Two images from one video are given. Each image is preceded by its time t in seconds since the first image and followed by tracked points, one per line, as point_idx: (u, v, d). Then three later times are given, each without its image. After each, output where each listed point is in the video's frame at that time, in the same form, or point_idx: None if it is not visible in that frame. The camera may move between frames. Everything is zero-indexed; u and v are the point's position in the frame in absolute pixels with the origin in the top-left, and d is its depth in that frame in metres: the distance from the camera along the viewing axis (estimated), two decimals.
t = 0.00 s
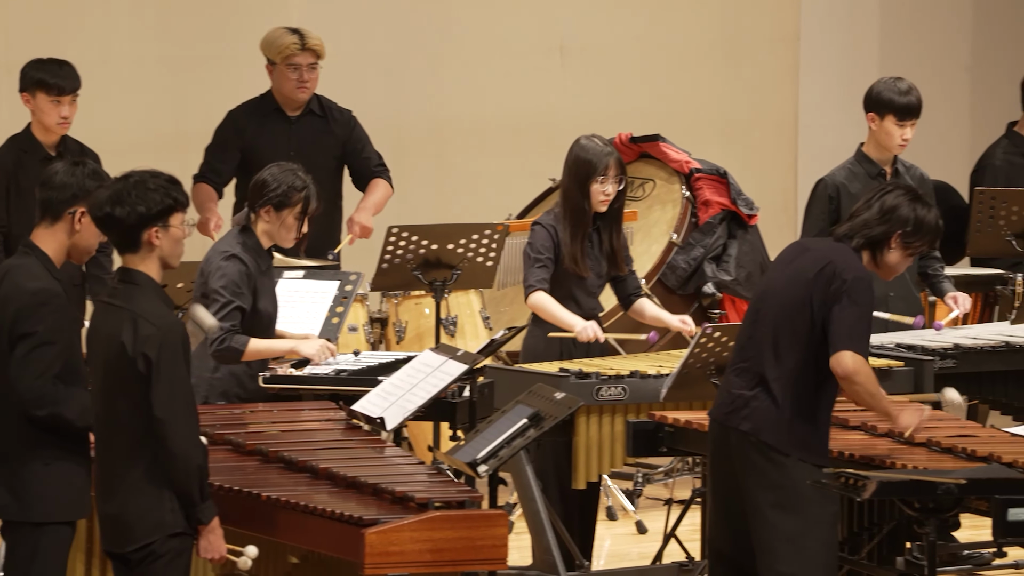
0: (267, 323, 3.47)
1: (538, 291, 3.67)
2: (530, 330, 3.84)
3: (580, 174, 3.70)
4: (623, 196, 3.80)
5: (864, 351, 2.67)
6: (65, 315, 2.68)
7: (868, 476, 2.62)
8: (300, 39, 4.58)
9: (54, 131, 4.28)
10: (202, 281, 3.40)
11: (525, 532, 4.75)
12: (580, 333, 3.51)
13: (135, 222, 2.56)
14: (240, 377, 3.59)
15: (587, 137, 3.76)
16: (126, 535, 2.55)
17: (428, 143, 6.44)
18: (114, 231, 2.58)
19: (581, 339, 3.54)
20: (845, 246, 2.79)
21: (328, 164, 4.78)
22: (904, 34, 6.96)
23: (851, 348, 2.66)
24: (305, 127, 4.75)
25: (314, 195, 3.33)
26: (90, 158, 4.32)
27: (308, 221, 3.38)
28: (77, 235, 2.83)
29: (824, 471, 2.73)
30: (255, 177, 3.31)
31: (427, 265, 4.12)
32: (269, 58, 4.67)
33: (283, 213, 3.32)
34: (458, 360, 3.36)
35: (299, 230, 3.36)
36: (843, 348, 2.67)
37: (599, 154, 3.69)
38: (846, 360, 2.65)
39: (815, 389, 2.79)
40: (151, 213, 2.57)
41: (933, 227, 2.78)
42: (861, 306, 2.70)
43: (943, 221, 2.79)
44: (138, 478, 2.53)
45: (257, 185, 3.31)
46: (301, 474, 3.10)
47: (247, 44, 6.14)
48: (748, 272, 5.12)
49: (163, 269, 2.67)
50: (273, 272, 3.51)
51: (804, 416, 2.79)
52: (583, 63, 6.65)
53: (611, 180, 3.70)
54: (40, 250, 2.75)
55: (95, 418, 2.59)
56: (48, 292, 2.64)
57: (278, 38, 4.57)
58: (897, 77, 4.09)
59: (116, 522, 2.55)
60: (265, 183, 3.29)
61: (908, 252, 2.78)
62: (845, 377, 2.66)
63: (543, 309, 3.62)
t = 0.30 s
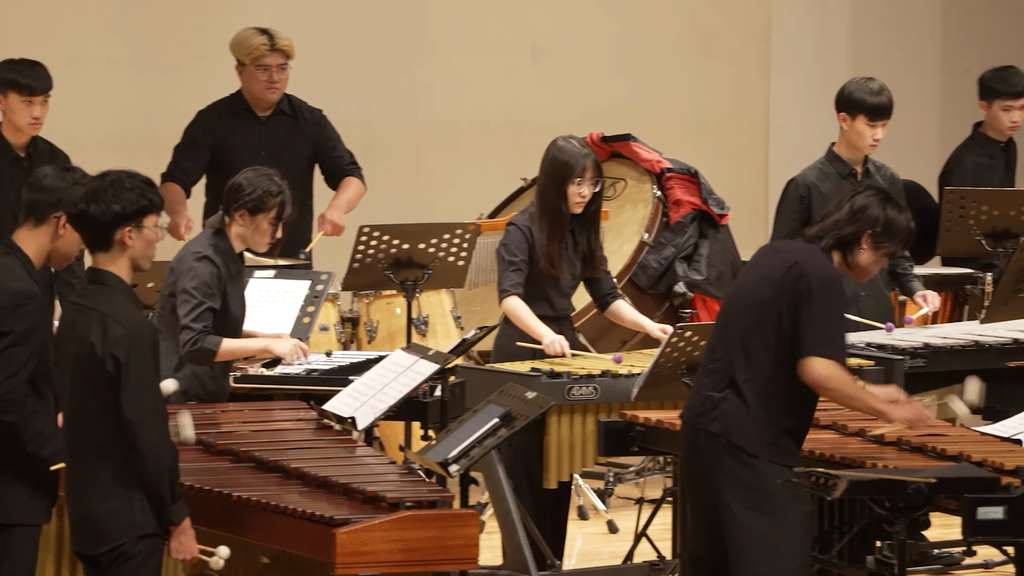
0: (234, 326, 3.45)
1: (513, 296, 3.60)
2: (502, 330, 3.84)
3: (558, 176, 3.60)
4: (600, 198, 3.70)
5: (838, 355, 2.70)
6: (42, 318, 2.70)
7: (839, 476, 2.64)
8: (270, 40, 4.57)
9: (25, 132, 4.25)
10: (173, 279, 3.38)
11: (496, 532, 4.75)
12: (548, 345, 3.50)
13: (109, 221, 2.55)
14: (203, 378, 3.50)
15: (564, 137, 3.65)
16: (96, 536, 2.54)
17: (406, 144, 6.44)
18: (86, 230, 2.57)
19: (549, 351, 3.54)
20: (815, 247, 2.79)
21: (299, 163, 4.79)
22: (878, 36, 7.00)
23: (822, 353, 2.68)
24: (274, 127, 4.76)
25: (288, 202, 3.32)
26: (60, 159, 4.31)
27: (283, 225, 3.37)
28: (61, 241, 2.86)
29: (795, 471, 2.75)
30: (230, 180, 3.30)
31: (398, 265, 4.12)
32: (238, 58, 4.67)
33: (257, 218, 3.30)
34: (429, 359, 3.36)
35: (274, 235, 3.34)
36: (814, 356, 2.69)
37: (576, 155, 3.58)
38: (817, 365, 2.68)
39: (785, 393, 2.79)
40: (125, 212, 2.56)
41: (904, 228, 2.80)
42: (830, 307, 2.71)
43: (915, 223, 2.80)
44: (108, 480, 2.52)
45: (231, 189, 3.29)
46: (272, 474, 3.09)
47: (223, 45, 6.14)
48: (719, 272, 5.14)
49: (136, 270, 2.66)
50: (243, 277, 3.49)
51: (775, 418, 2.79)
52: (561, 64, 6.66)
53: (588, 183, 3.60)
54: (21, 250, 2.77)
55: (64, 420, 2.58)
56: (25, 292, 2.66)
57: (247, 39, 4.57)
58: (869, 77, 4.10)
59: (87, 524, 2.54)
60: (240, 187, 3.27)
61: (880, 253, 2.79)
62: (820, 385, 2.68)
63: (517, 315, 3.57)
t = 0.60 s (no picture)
0: (203, 328, 3.42)
1: (481, 298, 3.61)
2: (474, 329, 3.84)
3: (530, 176, 3.58)
4: (572, 198, 3.69)
5: (766, 342, 2.69)
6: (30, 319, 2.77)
7: (807, 473, 2.65)
8: (239, 39, 4.57)
9: None
10: (144, 277, 3.36)
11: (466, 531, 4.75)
12: (519, 342, 3.47)
13: (76, 221, 2.54)
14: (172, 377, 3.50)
15: (537, 138, 3.64)
16: (65, 536, 2.52)
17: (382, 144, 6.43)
18: (54, 228, 2.56)
19: (521, 348, 3.51)
20: (781, 246, 2.80)
21: (269, 163, 4.79)
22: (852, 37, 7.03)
23: (750, 337, 2.68)
24: (244, 126, 4.76)
25: (261, 203, 3.32)
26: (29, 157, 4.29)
27: (256, 227, 3.37)
28: (30, 234, 2.85)
29: (764, 469, 2.75)
30: (204, 180, 3.30)
31: (370, 264, 4.12)
32: (206, 57, 4.66)
33: (230, 218, 3.30)
34: (400, 359, 3.36)
35: (247, 236, 3.34)
36: (744, 337, 2.69)
37: (549, 156, 3.57)
38: (744, 347, 2.68)
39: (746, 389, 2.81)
40: (91, 211, 2.55)
41: (868, 226, 2.81)
42: (781, 302, 2.71)
43: (878, 218, 2.82)
44: (77, 479, 2.51)
45: (204, 189, 3.29)
46: (242, 474, 3.08)
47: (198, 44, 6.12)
48: (690, 271, 5.17)
49: (104, 268, 2.65)
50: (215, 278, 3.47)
51: (739, 416, 2.81)
52: (536, 65, 6.68)
53: (560, 183, 3.60)
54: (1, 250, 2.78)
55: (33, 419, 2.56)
56: (15, 292, 2.72)
57: (216, 38, 4.56)
58: (838, 77, 4.12)
59: (55, 524, 2.52)
60: (213, 187, 3.27)
61: (844, 250, 2.81)
62: (741, 364, 2.68)
63: (487, 316, 3.56)
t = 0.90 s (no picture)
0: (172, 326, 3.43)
1: (460, 299, 3.60)
2: (443, 329, 3.83)
3: (500, 175, 3.59)
4: (541, 198, 3.69)
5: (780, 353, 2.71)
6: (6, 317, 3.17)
7: (776, 474, 2.65)
8: (206, 41, 4.56)
9: None
10: (111, 278, 3.36)
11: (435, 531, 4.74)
12: (509, 340, 3.45)
13: (43, 221, 2.53)
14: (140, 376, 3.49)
15: (506, 137, 3.64)
16: (31, 538, 2.51)
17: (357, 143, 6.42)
18: (20, 228, 2.54)
19: (510, 346, 3.49)
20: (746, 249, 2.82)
21: (236, 163, 4.80)
22: (823, 38, 7.07)
23: (766, 354, 2.69)
24: (211, 127, 4.75)
25: (230, 204, 3.27)
26: None
27: (224, 227, 3.32)
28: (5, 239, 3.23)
29: (733, 469, 2.75)
30: (172, 180, 3.26)
31: (338, 264, 4.11)
32: (173, 58, 4.66)
33: (198, 219, 3.26)
34: (368, 358, 3.36)
35: (215, 237, 3.30)
36: (759, 356, 2.70)
37: (518, 156, 3.58)
38: (762, 368, 2.68)
39: (714, 391, 2.80)
40: (58, 212, 2.54)
41: (834, 230, 2.82)
42: (764, 308, 2.73)
43: (845, 226, 2.80)
44: (43, 480, 2.50)
45: (172, 189, 3.25)
46: (210, 474, 3.08)
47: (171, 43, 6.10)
48: (659, 270, 5.19)
49: (70, 269, 2.64)
50: (185, 277, 3.47)
51: (710, 419, 2.80)
52: (511, 66, 6.70)
53: (530, 182, 3.59)
54: None
55: None
56: None
57: (183, 39, 4.55)
58: (804, 75, 4.17)
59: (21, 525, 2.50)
60: (181, 188, 3.23)
61: (809, 254, 2.80)
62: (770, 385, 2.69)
63: (469, 315, 3.55)
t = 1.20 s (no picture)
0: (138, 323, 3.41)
1: (421, 300, 3.60)
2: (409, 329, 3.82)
3: (466, 175, 3.59)
4: (508, 198, 3.69)
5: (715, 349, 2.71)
6: None
7: (742, 472, 2.66)
8: (171, 41, 4.55)
9: None
10: (75, 277, 3.34)
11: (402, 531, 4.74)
12: (459, 344, 3.46)
13: (8, 221, 2.52)
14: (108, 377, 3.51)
15: (472, 137, 3.65)
16: None
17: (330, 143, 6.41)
18: None
19: (460, 350, 3.51)
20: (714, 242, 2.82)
21: (202, 164, 4.80)
22: (793, 40, 7.11)
23: (693, 343, 2.70)
24: (176, 127, 4.75)
25: (192, 198, 3.26)
26: None
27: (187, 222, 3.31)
28: None
29: (699, 467, 2.76)
30: (134, 176, 3.24)
31: (304, 264, 4.11)
32: (137, 58, 4.64)
33: (159, 214, 3.24)
34: (333, 358, 3.35)
35: (177, 232, 3.29)
36: (687, 344, 2.71)
37: (485, 156, 3.58)
38: (687, 356, 2.70)
39: (685, 390, 2.82)
40: (23, 212, 2.53)
41: (801, 218, 2.82)
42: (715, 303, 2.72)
43: (811, 211, 2.82)
44: (7, 481, 2.48)
45: (134, 185, 3.23)
46: (175, 474, 3.06)
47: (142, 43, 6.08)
48: (624, 270, 5.20)
49: (33, 270, 2.63)
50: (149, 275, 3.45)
51: (682, 417, 2.83)
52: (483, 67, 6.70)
53: (497, 183, 3.60)
54: None
55: None
56: None
57: (147, 39, 4.54)
58: (768, 76, 4.18)
59: None
60: (143, 183, 3.21)
61: (776, 243, 2.81)
62: (687, 372, 2.70)
63: (425, 317, 3.56)
